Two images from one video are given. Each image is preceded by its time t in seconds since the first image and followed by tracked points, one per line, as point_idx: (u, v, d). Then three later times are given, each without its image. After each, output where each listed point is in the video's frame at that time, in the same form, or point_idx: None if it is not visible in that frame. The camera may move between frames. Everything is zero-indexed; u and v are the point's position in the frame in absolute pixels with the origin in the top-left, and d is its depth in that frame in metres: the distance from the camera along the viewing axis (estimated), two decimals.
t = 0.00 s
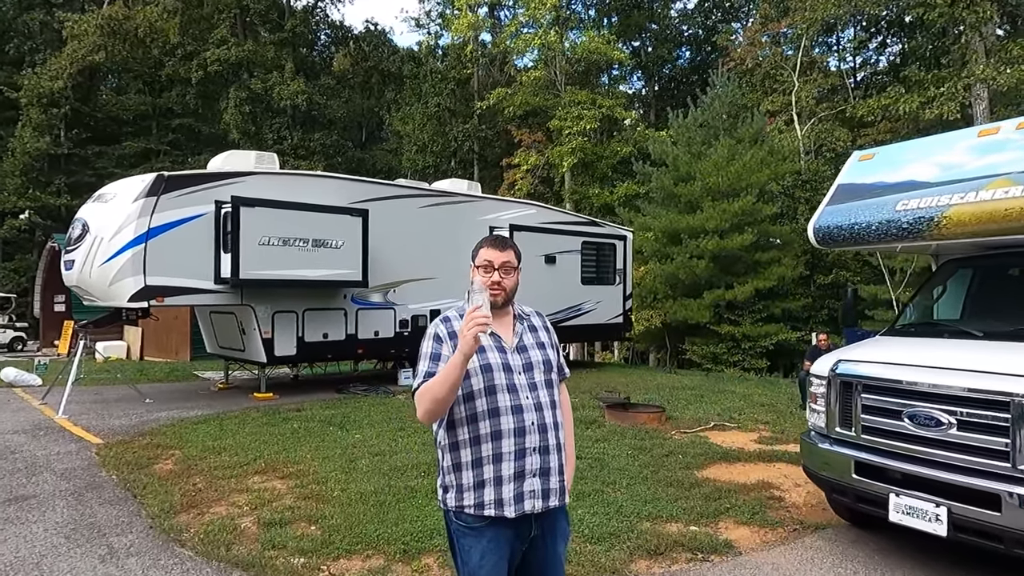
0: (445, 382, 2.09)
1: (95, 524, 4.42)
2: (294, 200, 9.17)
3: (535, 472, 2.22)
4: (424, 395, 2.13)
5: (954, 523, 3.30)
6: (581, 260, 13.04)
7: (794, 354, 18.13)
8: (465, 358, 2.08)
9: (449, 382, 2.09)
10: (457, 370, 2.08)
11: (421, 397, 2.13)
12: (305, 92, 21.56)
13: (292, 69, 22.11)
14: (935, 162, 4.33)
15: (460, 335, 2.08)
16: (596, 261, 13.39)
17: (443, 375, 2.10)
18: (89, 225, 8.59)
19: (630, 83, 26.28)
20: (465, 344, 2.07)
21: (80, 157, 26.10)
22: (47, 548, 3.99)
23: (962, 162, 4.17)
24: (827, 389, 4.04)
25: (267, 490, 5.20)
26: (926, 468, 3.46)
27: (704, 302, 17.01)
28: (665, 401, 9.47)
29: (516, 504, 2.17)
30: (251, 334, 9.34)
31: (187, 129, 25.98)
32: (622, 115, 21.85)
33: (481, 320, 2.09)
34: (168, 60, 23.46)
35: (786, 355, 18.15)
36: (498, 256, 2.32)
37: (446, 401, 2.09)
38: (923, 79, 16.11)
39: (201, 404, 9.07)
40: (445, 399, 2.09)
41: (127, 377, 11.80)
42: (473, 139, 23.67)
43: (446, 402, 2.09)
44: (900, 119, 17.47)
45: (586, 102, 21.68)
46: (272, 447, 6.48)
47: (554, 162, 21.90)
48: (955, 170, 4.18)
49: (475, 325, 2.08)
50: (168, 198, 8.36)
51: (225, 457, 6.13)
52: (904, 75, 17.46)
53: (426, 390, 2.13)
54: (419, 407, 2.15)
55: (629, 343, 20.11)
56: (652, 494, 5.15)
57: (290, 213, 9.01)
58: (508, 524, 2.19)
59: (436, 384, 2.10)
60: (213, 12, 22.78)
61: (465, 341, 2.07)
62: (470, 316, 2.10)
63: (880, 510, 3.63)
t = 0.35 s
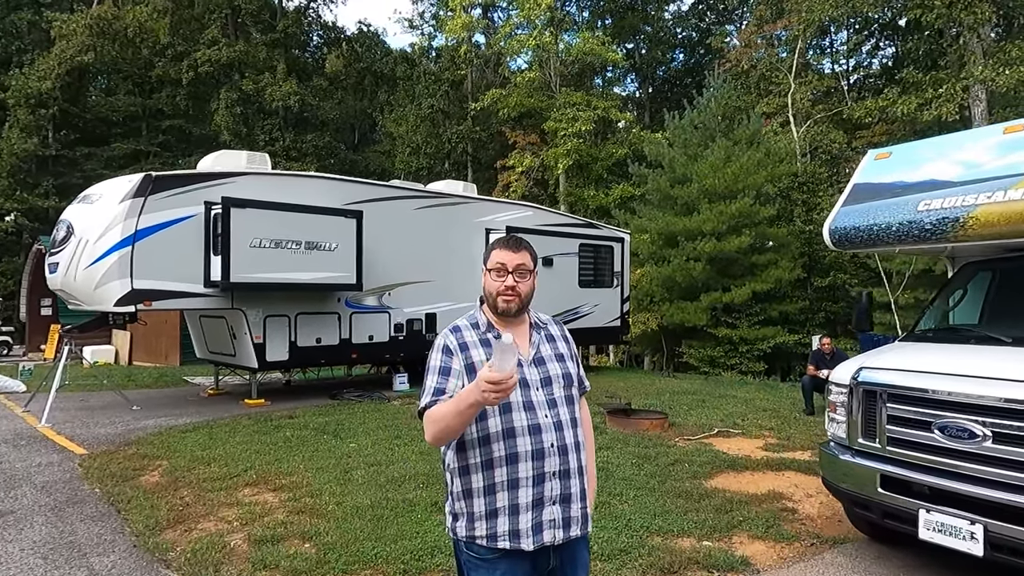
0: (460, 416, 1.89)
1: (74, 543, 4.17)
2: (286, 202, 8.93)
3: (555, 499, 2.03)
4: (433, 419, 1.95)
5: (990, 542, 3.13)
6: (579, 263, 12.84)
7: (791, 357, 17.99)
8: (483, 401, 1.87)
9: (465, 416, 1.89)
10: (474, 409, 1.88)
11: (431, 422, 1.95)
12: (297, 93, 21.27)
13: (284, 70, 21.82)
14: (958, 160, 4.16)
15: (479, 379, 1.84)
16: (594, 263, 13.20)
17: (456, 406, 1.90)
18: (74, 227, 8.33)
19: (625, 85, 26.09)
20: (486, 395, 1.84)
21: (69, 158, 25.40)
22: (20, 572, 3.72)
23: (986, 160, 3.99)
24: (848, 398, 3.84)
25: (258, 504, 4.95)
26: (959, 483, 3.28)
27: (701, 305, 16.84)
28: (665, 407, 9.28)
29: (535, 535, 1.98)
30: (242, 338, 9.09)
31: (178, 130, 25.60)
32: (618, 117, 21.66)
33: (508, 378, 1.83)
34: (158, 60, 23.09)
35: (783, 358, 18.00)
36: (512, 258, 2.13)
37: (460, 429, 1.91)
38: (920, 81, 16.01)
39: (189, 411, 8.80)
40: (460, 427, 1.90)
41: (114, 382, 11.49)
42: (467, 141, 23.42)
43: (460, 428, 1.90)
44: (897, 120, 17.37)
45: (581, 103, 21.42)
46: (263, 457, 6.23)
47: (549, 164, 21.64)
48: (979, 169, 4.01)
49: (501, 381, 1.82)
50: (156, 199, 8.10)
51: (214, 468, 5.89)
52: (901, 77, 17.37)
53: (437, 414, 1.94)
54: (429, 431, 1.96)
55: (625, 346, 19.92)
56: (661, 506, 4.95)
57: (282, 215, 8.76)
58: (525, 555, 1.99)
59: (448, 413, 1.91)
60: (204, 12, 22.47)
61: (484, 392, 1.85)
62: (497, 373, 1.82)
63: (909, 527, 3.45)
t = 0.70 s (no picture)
0: (455, 410, 1.70)
1: (38, 563, 3.89)
2: (270, 201, 8.65)
3: (565, 526, 1.86)
4: (425, 429, 1.75)
5: (1017, 558, 2.95)
6: (570, 265, 12.64)
7: (781, 360, 17.89)
8: (476, 381, 1.68)
9: (458, 409, 1.70)
10: (468, 394, 1.69)
11: (424, 431, 1.75)
12: (283, 93, 20.94)
13: (269, 70, 21.45)
14: (971, 156, 4.01)
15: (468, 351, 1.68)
16: (585, 265, 13.01)
17: (450, 400, 1.71)
18: (48, 227, 8.01)
19: (614, 87, 25.92)
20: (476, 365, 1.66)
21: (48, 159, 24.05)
22: None
23: (1002, 156, 3.85)
24: (861, 405, 3.67)
25: (238, 517, 4.69)
26: (982, 496, 3.11)
27: (692, 308, 16.67)
28: (660, 411, 9.10)
29: (542, 568, 1.80)
30: (224, 342, 8.79)
31: (161, 130, 25.05)
32: (607, 118, 21.49)
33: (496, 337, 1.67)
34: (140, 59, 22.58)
35: (773, 361, 17.90)
36: (515, 255, 1.95)
37: (457, 431, 1.70)
38: (910, 83, 16.00)
39: (168, 418, 8.49)
40: (455, 427, 1.70)
41: (91, 389, 11.11)
42: (455, 143, 23.12)
43: (457, 431, 1.70)
44: (885, 123, 17.34)
45: (570, 105, 21.16)
46: (245, 467, 5.95)
47: (538, 166, 21.38)
48: (994, 166, 3.86)
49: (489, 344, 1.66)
50: (133, 198, 7.80)
51: (191, 479, 5.60)
52: (890, 80, 17.34)
53: (430, 420, 1.74)
54: (419, 440, 1.76)
55: (614, 350, 19.72)
56: (661, 517, 4.74)
57: (266, 214, 8.48)
58: None
59: (441, 411, 1.71)
60: (188, 11, 22.02)
61: (475, 361, 1.67)
62: (481, 326, 1.68)
63: (929, 542, 3.26)
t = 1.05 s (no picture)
0: (445, 468, 1.56)
1: None
2: (250, 204, 8.37)
3: (568, 573, 1.73)
4: (413, 477, 1.62)
5: None
6: (558, 269, 12.44)
7: (768, 364, 17.80)
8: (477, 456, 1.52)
9: (450, 473, 1.56)
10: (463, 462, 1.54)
11: (411, 478, 1.62)
12: (265, 94, 20.60)
13: (251, 70, 21.04)
14: (978, 159, 3.87)
15: (472, 423, 1.49)
16: (572, 269, 12.82)
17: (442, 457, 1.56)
18: (16, 230, 7.68)
19: (599, 90, 25.75)
20: (481, 447, 1.49)
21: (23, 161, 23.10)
22: None
23: (1012, 160, 3.72)
24: (869, 417, 3.51)
25: (212, 538, 4.42)
26: (1001, 516, 2.94)
27: (679, 312, 16.55)
28: (649, 419, 8.92)
29: None
30: (201, 349, 8.49)
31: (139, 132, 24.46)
32: (593, 122, 21.30)
33: (514, 429, 1.47)
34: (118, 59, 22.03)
35: (760, 365, 17.82)
36: (512, 265, 1.86)
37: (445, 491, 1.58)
38: (895, 87, 16.02)
39: (142, 429, 8.17)
40: (444, 487, 1.57)
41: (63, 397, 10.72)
42: (440, 145, 22.80)
43: (446, 491, 1.57)
44: (870, 127, 17.31)
45: (556, 107, 20.96)
46: (220, 482, 5.67)
47: (524, 169, 21.12)
48: (1003, 169, 3.73)
49: (502, 433, 1.46)
50: (106, 200, 7.50)
51: (162, 495, 5.31)
52: (876, 85, 17.33)
53: (418, 467, 1.61)
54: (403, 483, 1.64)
55: (601, 354, 19.51)
56: (658, 533, 4.55)
57: (246, 217, 8.21)
58: None
59: (430, 464, 1.58)
60: (168, 10, 21.53)
61: (478, 443, 1.49)
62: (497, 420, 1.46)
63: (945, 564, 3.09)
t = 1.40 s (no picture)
0: (435, 472, 1.48)
1: None
2: (232, 204, 8.16)
3: None
4: (402, 492, 1.53)
5: None
6: (546, 271, 12.30)
7: (756, 367, 17.77)
8: (466, 439, 1.46)
9: (440, 473, 1.48)
10: (453, 456, 1.47)
11: (400, 493, 1.53)
12: (250, 95, 20.29)
13: (235, 70, 20.71)
14: (982, 158, 3.77)
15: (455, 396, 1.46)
16: (561, 271, 12.68)
17: (431, 457, 1.49)
18: None
19: (586, 92, 25.63)
20: (468, 417, 1.44)
21: None
22: None
23: (1018, 159, 3.62)
24: (874, 424, 3.40)
25: (189, 553, 4.22)
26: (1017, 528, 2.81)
27: (668, 315, 16.46)
28: (641, 424, 8.79)
29: None
30: (182, 354, 8.25)
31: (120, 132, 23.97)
32: (580, 124, 21.15)
33: (497, 384, 1.44)
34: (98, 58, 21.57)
35: (748, 368, 17.79)
36: (510, 265, 1.77)
37: (437, 501, 1.49)
38: (883, 91, 16.04)
39: (120, 436, 7.92)
40: (435, 492, 1.48)
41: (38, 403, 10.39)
42: (427, 147, 22.54)
43: (437, 503, 1.49)
44: (857, 130, 17.34)
45: (544, 109, 20.80)
46: (200, 493, 5.43)
47: (511, 171, 20.93)
48: (1009, 168, 3.63)
49: (485, 390, 1.43)
50: (82, 199, 7.26)
51: (139, 507, 5.09)
52: (863, 89, 17.34)
53: (406, 483, 1.53)
54: (391, 507, 1.55)
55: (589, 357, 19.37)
56: (654, 544, 4.41)
57: (228, 218, 7.99)
58: None
59: (419, 472, 1.50)
60: (150, 9, 21.14)
61: (466, 414, 1.44)
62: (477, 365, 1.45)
63: None
